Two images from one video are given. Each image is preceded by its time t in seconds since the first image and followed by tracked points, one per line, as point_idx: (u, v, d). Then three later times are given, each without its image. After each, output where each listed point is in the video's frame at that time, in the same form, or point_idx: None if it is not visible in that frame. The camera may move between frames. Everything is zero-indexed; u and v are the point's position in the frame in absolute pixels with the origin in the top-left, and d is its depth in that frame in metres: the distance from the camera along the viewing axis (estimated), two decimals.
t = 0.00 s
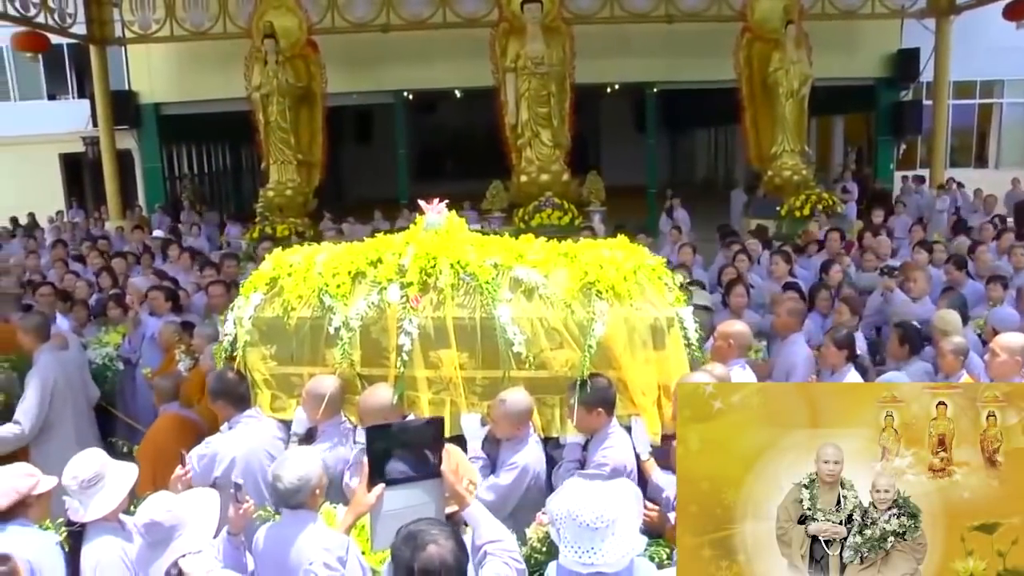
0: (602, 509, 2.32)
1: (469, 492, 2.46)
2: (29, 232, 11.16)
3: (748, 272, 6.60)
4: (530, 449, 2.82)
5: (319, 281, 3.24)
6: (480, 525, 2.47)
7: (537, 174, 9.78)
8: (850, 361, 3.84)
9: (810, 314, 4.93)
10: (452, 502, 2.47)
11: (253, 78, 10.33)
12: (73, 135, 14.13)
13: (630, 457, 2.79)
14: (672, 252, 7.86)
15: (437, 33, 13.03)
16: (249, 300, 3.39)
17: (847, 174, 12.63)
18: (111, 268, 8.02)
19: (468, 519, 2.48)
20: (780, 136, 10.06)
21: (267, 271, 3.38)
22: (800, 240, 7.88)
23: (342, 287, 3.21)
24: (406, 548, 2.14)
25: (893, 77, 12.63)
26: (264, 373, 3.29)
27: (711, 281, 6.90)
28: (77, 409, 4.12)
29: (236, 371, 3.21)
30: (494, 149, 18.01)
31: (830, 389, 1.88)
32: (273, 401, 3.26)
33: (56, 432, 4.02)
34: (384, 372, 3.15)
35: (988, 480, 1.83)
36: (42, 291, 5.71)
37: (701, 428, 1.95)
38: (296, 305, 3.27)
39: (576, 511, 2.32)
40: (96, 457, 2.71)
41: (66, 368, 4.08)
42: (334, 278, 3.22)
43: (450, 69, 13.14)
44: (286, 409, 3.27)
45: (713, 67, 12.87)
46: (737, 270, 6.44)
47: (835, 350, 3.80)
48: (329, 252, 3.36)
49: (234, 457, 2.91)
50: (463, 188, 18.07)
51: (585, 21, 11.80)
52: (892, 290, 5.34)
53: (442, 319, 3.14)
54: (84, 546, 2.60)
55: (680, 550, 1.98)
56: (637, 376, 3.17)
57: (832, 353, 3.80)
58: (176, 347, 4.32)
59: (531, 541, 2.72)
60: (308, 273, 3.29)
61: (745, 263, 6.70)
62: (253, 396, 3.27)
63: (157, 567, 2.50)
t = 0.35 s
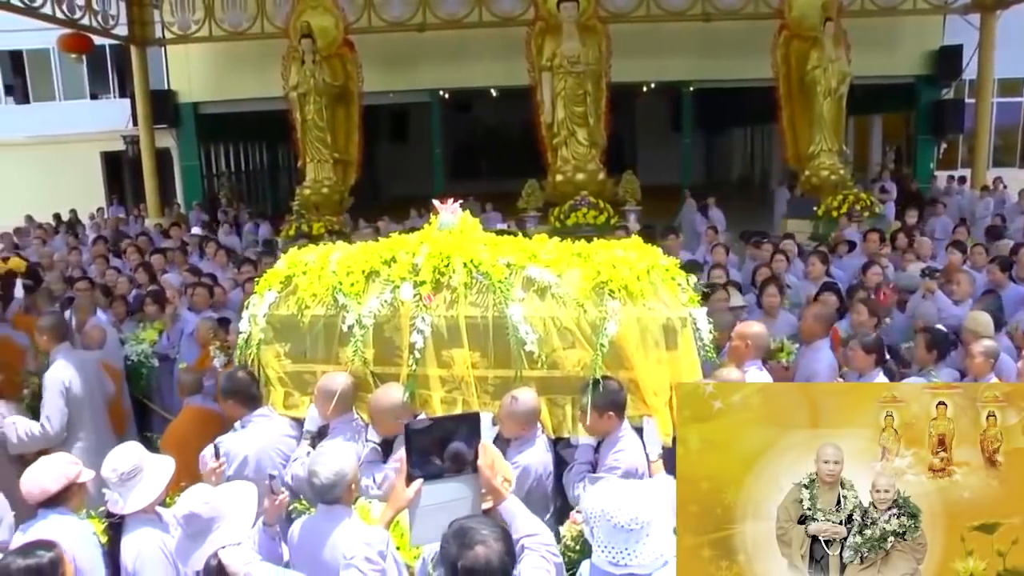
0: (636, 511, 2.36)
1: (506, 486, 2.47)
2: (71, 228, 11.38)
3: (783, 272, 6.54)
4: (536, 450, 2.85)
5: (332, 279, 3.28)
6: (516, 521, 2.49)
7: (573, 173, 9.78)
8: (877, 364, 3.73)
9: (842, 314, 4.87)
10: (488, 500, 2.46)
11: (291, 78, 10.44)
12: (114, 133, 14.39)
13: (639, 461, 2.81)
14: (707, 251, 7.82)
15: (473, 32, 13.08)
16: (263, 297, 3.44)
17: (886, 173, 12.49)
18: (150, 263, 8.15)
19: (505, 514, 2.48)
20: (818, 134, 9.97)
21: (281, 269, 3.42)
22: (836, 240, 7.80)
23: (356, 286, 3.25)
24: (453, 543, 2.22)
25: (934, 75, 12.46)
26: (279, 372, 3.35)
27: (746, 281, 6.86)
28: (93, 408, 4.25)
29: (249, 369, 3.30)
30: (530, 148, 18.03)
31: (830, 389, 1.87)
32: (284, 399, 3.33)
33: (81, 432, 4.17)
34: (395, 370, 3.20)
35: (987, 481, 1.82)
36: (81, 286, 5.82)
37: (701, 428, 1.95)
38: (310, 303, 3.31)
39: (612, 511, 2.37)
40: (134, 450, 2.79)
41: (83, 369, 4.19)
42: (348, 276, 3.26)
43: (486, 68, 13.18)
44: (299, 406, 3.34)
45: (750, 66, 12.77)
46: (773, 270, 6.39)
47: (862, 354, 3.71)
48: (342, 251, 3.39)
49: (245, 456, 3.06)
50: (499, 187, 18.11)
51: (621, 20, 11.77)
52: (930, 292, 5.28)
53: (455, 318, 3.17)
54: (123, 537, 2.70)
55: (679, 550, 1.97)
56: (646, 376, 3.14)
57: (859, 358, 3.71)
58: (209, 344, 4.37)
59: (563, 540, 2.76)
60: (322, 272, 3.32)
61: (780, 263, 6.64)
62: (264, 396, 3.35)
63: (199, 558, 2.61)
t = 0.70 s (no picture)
0: (668, 511, 2.43)
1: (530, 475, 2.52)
2: (108, 225, 11.55)
3: (815, 272, 6.47)
4: (545, 446, 2.86)
5: (343, 278, 3.47)
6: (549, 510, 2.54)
7: (605, 172, 9.74)
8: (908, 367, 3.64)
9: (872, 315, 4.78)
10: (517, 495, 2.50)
11: (323, 76, 10.54)
12: (150, 132, 14.58)
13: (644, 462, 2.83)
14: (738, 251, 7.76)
15: (506, 31, 13.10)
16: (274, 296, 3.60)
17: (921, 173, 12.33)
18: (184, 259, 8.25)
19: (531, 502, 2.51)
20: (852, 133, 9.86)
21: (293, 268, 3.60)
22: (868, 239, 7.71)
23: (367, 285, 3.43)
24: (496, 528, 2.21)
25: (972, 72, 12.27)
26: (289, 368, 3.51)
27: (779, 281, 6.79)
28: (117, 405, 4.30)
29: (262, 365, 3.45)
30: (563, 147, 18.00)
31: (829, 389, 1.87)
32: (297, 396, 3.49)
33: (101, 432, 4.23)
34: (406, 370, 3.36)
35: (987, 481, 1.79)
36: (115, 281, 5.92)
37: (701, 428, 1.94)
38: (321, 302, 3.50)
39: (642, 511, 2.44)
40: (166, 444, 2.83)
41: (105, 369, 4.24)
42: (359, 276, 3.44)
43: (518, 66, 13.19)
44: (309, 405, 3.48)
45: (784, 64, 12.66)
46: (805, 270, 6.32)
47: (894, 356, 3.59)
48: (354, 251, 3.59)
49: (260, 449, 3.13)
50: (532, 186, 18.10)
51: (654, 18, 11.70)
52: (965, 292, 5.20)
53: (464, 317, 3.33)
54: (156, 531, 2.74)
55: (679, 549, 1.97)
56: (656, 376, 3.25)
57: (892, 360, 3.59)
58: (235, 340, 4.42)
59: (593, 540, 2.75)
60: (333, 271, 3.51)
61: (814, 263, 6.57)
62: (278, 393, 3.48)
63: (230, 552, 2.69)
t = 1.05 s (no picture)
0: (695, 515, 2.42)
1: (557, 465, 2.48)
2: (138, 220, 11.68)
3: (845, 272, 6.40)
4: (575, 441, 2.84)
5: (347, 275, 3.50)
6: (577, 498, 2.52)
7: (634, 170, 9.70)
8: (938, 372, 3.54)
9: (900, 316, 4.71)
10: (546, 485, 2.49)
11: (353, 73, 10.60)
12: (180, 128, 14.71)
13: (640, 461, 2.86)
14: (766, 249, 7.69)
15: (535, 28, 13.09)
16: (279, 292, 3.65)
17: (954, 172, 12.17)
18: (213, 254, 8.33)
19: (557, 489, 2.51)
20: (883, 132, 9.74)
21: (298, 265, 3.65)
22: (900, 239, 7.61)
23: (370, 280, 3.45)
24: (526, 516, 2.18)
25: (1009, 69, 12.07)
26: (294, 363, 3.55)
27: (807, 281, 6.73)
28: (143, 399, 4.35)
29: (266, 360, 3.51)
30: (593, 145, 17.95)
31: (829, 389, 1.85)
32: (302, 389, 3.55)
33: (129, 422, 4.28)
34: (407, 364, 3.38)
35: (988, 481, 1.79)
36: (145, 275, 5.99)
37: (702, 428, 1.92)
38: (324, 298, 3.53)
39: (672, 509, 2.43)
40: (195, 440, 2.92)
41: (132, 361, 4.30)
42: (362, 272, 3.47)
43: (546, 62, 13.17)
44: (313, 398, 3.53)
45: (816, 62, 12.53)
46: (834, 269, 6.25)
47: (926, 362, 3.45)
48: (358, 248, 3.61)
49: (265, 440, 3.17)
50: (560, 183, 18.07)
51: (684, 15, 11.61)
52: (999, 293, 5.11)
53: (464, 313, 3.34)
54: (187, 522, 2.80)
55: (679, 550, 1.94)
56: (654, 373, 3.26)
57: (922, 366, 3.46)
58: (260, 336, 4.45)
59: (619, 537, 2.78)
60: (337, 267, 3.54)
61: (843, 262, 6.50)
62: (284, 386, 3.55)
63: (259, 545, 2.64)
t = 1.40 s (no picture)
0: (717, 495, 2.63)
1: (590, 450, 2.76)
2: (166, 218, 11.80)
3: (872, 275, 6.33)
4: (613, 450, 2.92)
5: (349, 276, 3.49)
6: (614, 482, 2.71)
7: (660, 171, 9.67)
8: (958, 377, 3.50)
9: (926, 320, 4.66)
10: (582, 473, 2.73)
11: (380, 74, 10.65)
12: (207, 128, 14.84)
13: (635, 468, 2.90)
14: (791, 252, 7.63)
15: (561, 29, 13.09)
16: (284, 291, 3.67)
17: (984, 175, 12.00)
18: (239, 252, 8.39)
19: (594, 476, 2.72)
20: (912, 133, 9.64)
21: (303, 265, 3.66)
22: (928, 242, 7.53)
23: (371, 282, 3.43)
24: (575, 508, 2.19)
25: None
26: (298, 362, 3.58)
27: (834, 284, 6.66)
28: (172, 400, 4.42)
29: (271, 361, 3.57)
30: (619, 145, 17.90)
31: (830, 389, 1.84)
32: (305, 388, 3.60)
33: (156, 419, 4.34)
34: (406, 366, 3.35)
35: (987, 480, 1.77)
36: (172, 273, 6.06)
37: (702, 428, 1.91)
38: (327, 299, 3.53)
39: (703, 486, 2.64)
40: (223, 437, 2.94)
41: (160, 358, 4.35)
42: (364, 274, 3.45)
43: (573, 62, 13.16)
44: (316, 397, 3.59)
45: (844, 63, 12.43)
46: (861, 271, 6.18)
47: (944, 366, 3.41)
48: (361, 249, 3.59)
49: (266, 437, 3.33)
50: (586, 184, 18.04)
51: (711, 15, 11.55)
52: None
53: (461, 315, 3.28)
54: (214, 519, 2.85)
55: (678, 550, 1.91)
56: (649, 379, 3.20)
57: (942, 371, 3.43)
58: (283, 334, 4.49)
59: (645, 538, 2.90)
60: (341, 268, 3.53)
61: (871, 264, 6.42)
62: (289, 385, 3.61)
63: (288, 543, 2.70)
